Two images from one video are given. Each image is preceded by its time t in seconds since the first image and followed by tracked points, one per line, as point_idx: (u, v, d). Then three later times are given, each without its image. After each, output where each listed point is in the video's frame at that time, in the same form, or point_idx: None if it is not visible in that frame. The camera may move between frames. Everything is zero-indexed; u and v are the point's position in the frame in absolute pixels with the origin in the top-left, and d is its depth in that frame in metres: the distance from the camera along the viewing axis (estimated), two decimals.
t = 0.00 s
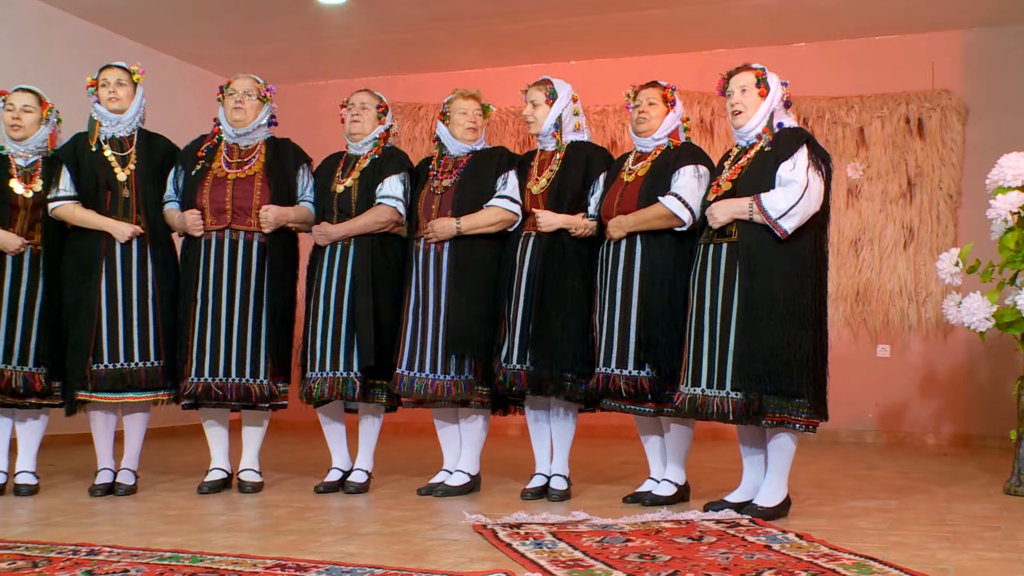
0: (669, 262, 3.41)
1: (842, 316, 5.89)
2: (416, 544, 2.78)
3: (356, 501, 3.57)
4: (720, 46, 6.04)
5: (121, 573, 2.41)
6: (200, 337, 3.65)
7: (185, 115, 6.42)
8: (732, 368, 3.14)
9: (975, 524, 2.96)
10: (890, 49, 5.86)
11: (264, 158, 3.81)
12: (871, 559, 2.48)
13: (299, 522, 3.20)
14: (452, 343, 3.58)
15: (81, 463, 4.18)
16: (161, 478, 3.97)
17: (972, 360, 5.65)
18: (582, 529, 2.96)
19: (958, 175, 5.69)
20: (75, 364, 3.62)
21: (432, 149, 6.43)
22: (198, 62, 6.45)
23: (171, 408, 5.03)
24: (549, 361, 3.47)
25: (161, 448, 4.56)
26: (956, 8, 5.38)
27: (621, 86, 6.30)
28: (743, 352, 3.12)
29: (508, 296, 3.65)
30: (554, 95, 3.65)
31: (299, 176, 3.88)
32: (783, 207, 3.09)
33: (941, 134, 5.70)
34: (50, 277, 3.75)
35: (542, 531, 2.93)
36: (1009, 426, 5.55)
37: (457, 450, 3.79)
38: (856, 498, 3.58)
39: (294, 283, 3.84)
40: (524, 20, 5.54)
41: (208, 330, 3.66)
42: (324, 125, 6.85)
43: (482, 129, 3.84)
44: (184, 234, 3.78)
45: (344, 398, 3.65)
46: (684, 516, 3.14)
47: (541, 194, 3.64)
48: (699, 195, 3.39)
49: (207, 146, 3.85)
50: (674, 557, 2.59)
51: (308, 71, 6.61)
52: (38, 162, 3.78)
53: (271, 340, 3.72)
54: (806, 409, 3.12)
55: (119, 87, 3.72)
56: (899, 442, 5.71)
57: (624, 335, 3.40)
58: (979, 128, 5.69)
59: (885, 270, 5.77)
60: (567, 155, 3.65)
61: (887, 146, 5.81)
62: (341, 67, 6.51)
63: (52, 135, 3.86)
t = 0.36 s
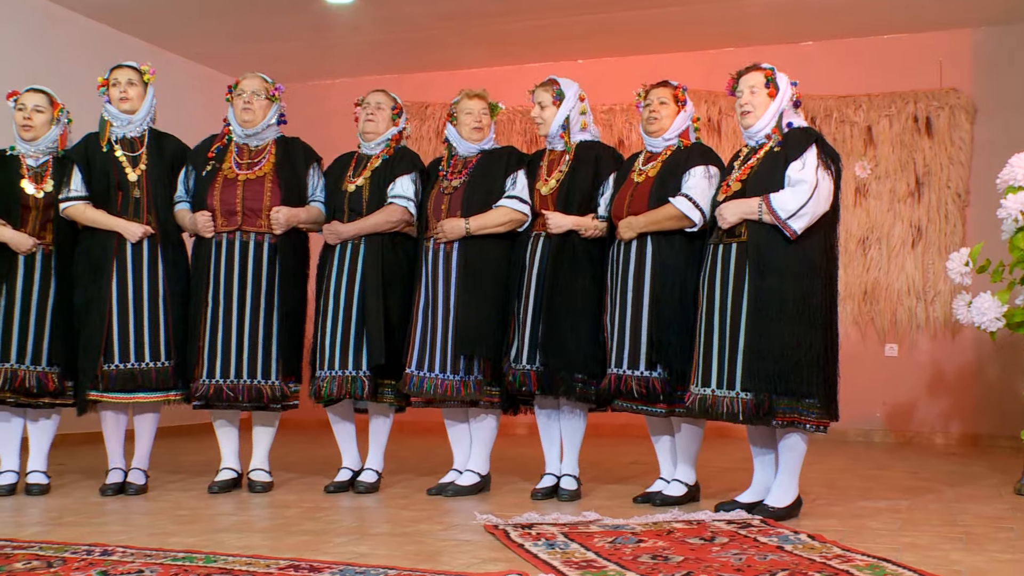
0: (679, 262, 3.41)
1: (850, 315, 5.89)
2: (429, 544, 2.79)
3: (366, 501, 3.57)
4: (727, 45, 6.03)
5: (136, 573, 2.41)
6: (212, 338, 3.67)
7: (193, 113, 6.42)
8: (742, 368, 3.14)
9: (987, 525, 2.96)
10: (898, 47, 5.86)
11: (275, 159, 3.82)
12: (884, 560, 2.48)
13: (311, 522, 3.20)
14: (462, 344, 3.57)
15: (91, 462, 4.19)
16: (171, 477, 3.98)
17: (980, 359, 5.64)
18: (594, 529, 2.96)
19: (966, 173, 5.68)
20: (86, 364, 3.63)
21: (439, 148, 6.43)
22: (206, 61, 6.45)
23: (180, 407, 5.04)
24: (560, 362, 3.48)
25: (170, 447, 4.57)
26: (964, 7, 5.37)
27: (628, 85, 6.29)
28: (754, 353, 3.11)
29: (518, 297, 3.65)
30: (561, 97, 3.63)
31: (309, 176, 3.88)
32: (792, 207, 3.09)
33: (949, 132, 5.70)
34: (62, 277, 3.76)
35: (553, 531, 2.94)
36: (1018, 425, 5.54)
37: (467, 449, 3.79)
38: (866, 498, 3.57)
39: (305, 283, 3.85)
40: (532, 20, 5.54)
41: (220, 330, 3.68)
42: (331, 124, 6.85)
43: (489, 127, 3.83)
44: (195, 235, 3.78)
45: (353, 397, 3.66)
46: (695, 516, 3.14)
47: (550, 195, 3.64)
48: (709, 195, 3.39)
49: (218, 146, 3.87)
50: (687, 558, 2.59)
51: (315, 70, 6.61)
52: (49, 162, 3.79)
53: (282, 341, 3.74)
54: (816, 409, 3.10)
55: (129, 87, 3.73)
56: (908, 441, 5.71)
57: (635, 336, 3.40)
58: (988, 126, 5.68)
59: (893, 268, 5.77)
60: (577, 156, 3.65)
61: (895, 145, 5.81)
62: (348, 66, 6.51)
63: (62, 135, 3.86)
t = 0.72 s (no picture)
0: (692, 262, 3.40)
1: (860, 314, 5.88)
2: (444, 545, 2.79)
3: (378, 501, 3.58)
4: (737, 43, 6.02)
5: (153, 574, 2.42)
6: (225, 338, 3.69)
7: (202, 112, 6.43)
8: (755, 368, 3.14)
9: (1002, 526, 2.96)
10: (908, 46, 5.84)
11: (287, 159, 3.82)
12: (900, 562, 2.48)
13: (324, 522, 3.21)
14: (471, 344, 3.57)
15: (103, 461, 4.20)
16: (184, 477, 3.99)
17: (991, 358, 5.63)
18: (608, 530, 2.96)
19: (977, 172, 5.67)
20: (99, 364, 3.63)
21: (448, 147, 6.43)
22: (215, 60, 6.45)
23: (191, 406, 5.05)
24: (572, 361, 3.48)
25: (181, 446, 4.57)
26: (975, 5, 5.35)
27: (637, 83, 6.28)
28: (767, 353, 3.11)
29: (529, 297, 3.65)
30: (576, 96, 3.64)
31: (321, 176, 3.90)
32: (807, 207, 3.09)
33: (960, 131, 5.68)
34: (75, 277, 3.77)
35: (567, 532, 2.94)
36: None
37: (478, 449, 3.80)
38: (879, 498, 3.57)
39: (317, 283, 3.85)
40: (542, 19, 5.54)
41: (233, 330, 3.69)
42: (340, 122, 6.85)
43: (495, 126, 3.82)
44: (207, 235, 3.79)
45: (365, 397, 3.66)
46: (707, 517, 3.14)
47: (562, 195, 3.64)
48: (721, 195, 3.38)
49: (230, 147, 3.88)
50: (702, 559, 2.60)
51: (324, 69, 6.62)
52: (62, 162, 3.80)
53: (295, 340, 3.75)
54: (830, 410, 3.11)
55: (142, 88, 3.74)
56: (918, 440, 5.70)
57: (647, 335, 3.40)
58: (999, 125, 5.67)
59: (903, 267, 5.76)
60: (589, 156, 3.65)
61: (905, 143, 5.79)
62: (357, 64, 6.51)
63: (75, 135, 3.87)
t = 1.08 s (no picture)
0: (704, 262, 3.40)
1: (870, 313, 5.87)
2: (458, 545, 2.80)
3: (390, 501, 3.58)
4: (746, 42, 6.02)
5: (170, 574, 2.42)
6: (237, 337, 3.69)
7: (212, 111, 6.44)
8: (767, 369, 3.13)
9: (1016, 527, 2.96)
10: (919, 44, 5.83)
11: (298, 159, 3.82)
12: (916, 563, 2.48)
13: (337, 522, 3.22)
14: (479, 343, 3.56)
15: (116, 459, 4.21)
16: (197, 476, 4.00)
17: (1001, 356, 5.62)
18: (622, 530, 2.96)
19: (987, 171, 5.66)
20: (113, 364, 3.64)
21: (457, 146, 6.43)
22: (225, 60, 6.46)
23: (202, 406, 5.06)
24: (585, 362, 3.48)
25: (193, 446, 4.58)
26: (986, 3, 5.34)
27: (646, 82, 6.28)
28: (780, 353, 3.11)
29: (541, 298, 3.64)
30: (592, 94, 3.63)
31: (331, 176, 3.90)
32: (820, 207, 3.08)
33: (971, 130, 5.67)
34: (88, 278, 3.78)
35: (581, 532, 2.94)
36: None
37: (490, 449, 3.79)
38: (892, 498, 3.57)
39: (328, 283, 3.86)
40: (551, 18, 5.53)
41: (244, 330, 3.69)
42: (349, 122, 6.86)
43: (498, 124, 3.78)
44: (220, 235, 3.80)
45: (376, 397, 3.67)
46: (721, 517, 3.14)
47: (575, 194, 3.63)
48: (734, 194, 3.37)
49: (242, 147, 3.88)
50: (718, 560, 2.59)
51: (333, 68, 6.62)
52: (74, 162, 3.80)
53: (307, 340, 3.75)
54: (842, 410, 3.09)
55: (154, 88, 3.74)
56: (928, 439, 5.70)
57: (659, 336, 3.39)
58: (1010, 123, 5.65)
59: (913, 266, 5.75)
60: (602, 156, 3.65)
61: (915, 142, 5.79)
62: (366, 64, 6.51)
63: (86, 135, 3.86)
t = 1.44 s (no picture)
0: (716, 262, 3.39)
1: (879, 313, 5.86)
2: (473, 545, 2.80)
3: (402, 501, 3.58)
4: (755, 41, 6.01)
5: (187, 574, 2.43)
6: (250, 337, 3.70)
7: (221, 111, 6.44)
8: (780, 369, 3.13)
9: None
10: (929, 43, 5.82)
11: (309, 159, 3.83)
12: (932, 564, 2.48)
13: (351, 522, 3.22)
14: (487, 344, 3.55)
15: (128, 458, 4.22)
16: (209, 476, 4.01)
17: (1012, 356, 5.61)
18: (635, 531, 2.96)
19: (998, 170, 5.64)
20: (125, 363, 3.65)
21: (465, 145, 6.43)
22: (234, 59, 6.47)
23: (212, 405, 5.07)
24: (599, 361, 3.49)
25: (204, 445, 4.59)
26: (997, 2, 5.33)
27: (656, 81, 6.27)
28: (793, 354, 3.10)
29: (553, 298, 3.64)
30: (605, 92, 3.63)
31: (342, 176, 3.91)
32: (833, 209, 3.08)
33: (981, 129, 5.66)
34: (102, 278, 3.79)
35: (595, 532, 2.94)
36: None
37: (501, 449, 3.79)
38: (904, 499, 3.57)
39: (340, 282, 3.86)
40: (561, 17, 5.53)
41: (256, 329, 3.70)
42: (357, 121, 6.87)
43: (507, 124, 3.76)
44: (231, 235, 3.80)
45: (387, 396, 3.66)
46: (734, 517, 3.14)
47: (587, 194, 3.62)
48: (747, 194, 3.37)
49: (253, 147, 3.88)
50: (732, 561, 2.59)
51: (342, 68, 6.63)
52: (87, 162, 3.83)
53: (319, 340, 3.76)
54: (854, 411, 3.10)
55: (167, 89, 3.75)
56: (938, 439, 5.69)
57: (671, 336, 3.39)
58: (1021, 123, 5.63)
59: (923, 265, 5.74)
60: (615, 153, 3.64)
61: (924, 141, 5.78)
62: (375, 63, 6.51)
63: (98, 135, 3.88)
